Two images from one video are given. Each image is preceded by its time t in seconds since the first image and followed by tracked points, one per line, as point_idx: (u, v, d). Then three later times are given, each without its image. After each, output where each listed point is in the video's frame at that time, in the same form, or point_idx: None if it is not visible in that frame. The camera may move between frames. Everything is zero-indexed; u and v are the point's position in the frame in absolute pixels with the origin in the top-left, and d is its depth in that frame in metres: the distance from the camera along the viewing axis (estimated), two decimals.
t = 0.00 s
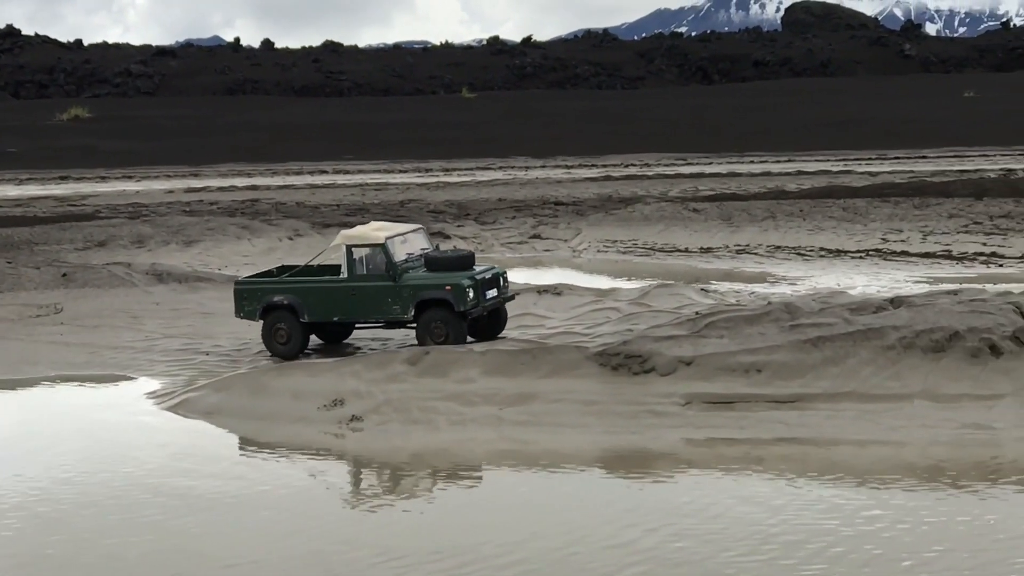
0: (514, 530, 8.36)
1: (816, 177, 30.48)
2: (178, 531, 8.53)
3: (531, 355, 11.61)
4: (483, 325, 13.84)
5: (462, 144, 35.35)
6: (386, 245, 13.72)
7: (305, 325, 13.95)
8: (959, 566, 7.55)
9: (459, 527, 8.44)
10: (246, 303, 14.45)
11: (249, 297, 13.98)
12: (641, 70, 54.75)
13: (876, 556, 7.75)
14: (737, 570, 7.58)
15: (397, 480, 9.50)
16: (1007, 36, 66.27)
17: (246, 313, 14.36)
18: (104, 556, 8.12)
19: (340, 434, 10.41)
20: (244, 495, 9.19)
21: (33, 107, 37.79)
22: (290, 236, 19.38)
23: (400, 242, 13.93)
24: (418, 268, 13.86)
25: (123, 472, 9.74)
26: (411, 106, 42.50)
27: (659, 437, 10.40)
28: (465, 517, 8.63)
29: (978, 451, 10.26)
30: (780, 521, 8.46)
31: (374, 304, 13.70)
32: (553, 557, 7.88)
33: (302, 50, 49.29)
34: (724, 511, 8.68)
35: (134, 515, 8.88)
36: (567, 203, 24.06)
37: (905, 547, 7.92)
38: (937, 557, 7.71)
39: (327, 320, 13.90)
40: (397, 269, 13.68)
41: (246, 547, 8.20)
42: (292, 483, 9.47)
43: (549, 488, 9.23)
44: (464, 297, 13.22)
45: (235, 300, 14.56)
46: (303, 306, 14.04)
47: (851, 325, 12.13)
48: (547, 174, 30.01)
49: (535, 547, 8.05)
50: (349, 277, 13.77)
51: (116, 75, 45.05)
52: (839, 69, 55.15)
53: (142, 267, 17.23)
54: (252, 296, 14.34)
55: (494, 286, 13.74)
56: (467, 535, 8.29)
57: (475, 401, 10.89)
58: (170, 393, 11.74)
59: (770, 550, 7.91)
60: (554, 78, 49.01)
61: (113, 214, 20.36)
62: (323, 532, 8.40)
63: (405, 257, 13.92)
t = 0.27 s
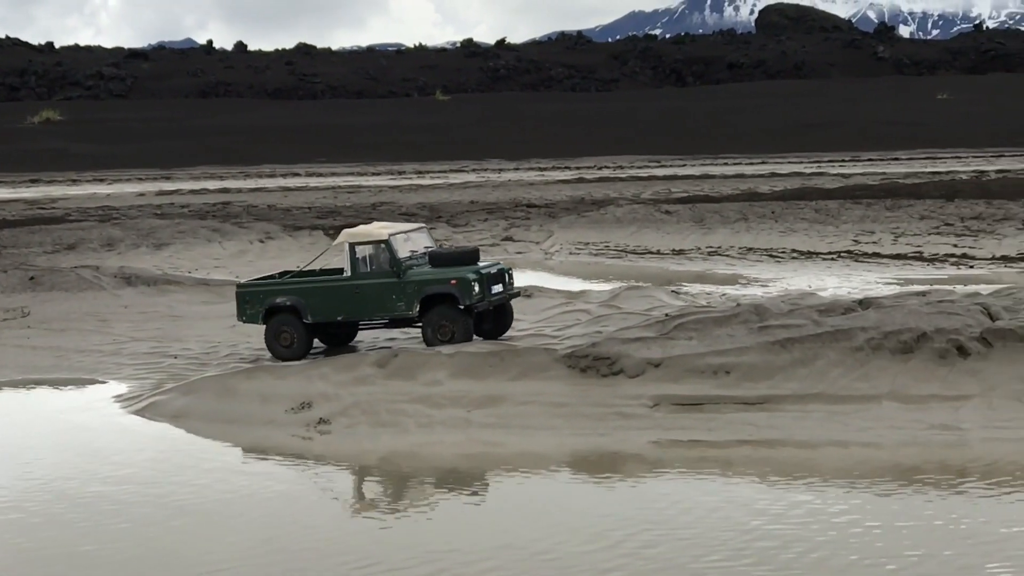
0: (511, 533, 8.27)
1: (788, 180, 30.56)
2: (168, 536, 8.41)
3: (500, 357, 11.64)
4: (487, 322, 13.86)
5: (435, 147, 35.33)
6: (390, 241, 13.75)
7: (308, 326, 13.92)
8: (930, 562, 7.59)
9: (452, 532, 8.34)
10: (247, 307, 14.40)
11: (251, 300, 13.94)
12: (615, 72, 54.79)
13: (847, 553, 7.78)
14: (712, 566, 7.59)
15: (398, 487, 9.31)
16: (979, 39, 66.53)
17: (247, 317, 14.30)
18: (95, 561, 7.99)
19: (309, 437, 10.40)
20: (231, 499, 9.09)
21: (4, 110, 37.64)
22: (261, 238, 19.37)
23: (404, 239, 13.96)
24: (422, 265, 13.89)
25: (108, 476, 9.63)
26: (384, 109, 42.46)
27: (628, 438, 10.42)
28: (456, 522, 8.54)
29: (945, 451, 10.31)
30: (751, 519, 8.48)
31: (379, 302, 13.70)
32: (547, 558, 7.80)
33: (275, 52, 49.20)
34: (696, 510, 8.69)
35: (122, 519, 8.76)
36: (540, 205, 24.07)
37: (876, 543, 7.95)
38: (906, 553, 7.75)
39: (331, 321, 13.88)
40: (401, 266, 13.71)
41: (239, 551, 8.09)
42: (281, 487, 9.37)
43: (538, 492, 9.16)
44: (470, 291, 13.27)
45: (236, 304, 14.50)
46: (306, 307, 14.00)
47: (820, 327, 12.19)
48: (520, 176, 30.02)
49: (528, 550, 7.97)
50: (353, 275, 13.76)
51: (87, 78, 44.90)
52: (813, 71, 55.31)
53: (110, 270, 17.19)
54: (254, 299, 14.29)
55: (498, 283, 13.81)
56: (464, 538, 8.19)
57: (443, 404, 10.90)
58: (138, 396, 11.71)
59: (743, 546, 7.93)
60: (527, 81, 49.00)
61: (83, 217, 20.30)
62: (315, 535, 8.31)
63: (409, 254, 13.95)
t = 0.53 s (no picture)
0: (504, 535, 8.18)
1: (763, 178, 30.62)
2: (152, 541, 8.31)
3: (470, 357, 11.65)
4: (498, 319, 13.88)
5: (411, 146, 35.30)
6: (396, 240, 13.73)
7: (316, 327, 13.87)
8: (900, 558, 7.59)
9: (447, 533, 8.25)
10: (253, 308, 14.34)
11: (257, 300, 13.88)
12: (591, 71, 54.82)
13: (817, 550, 7.78)
14: (685, 564, 7.57)
15: (408, 494, 9.14)
16: (953, 37, 66.73)
17: (253, 318, 14.23)
18: (79, 566, 7.88)
19: (278, 437, 10.37)
20: (215, 503, 8.99)
21: None
22: (234, 238, 19.34)
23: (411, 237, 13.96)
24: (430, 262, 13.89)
25: (89, 479, 9.53)
26: (360, 108, 42.42)
27: (599, 438, 10.41)
28: (451, 524, 8.44)
29: (915, 449, 10.34)
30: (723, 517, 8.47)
31: (388, 301, 13.67)
32: (536, 560, 7.73)
33: (249, 51, 49.14)
34: (668, 509, 8.68)
35: (105, 523, 8.65)
36: (514, 205, 24.06)
37: (847, 539, 7.95)
38: (874, 551, 7.75)
39: (339, 320, 13.82)
40: (409, 263, 13.71)
41: (227, 556, 7.98)
42: (266, 490, 9.28)
43: (531, 493, 9.07)
44: (480, 289, 13.28)
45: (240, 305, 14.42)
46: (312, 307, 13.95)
47: (791, 326, 12.23)
48: (494, 175, 29.99)
49: (520, 551, 7.89)
50: (361, 274, 13.73)
51: (60, 77, 44.75)
52: (789, 70, 55.41)
53: (81, 270, 17.15)
54: (259, 299, 14.22)
55: (506, 279, 13.84)
56: (454, 541, 8.10)
57: (412, 403, 10.89)
58: (107, 397, 11.67)
59: (714, 544, 7.92)
60: (503, 79, 48.97)
61: (54, 217, 20.24)
62: (304, 541, 8.20)
63: (416, 252, 13.95)
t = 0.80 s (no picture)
0: (495, 538, 8.10)
1: (742, 179, 30.65)
2: (135, 543, 8.25)
3: (445, 359, 11.66)
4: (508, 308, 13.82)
5: (391, 147, 35.26)
6: (404, 230, 13.83)
7: (324, 321, 13.81)
8: (872, 555, 7.61)
9: (438, 535, 8.18)
10: (260, 309, 14.29)
11: (265, 298, 13.84)
12: (570, 72, 54.83)
13: (789, 548, 7.79)
14: (658, 561, 7.57)
15: (420, 502, 8.98)
16: (932, 38, 66.88)
17: (260, 318, 14.20)
18: (61, 569, 7.81)
19: (251, 440, 10.35)
20: (199, 506, 8.93)
21: None
22: (210, 240, 19.32)
23: (419, 228, 14.04)
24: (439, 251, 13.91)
25: (76, 483, 9.48)
26: (339, 109, 42.37)
27: (574, 439, 10.41)
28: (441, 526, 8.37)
29: (888, 449, 10.36)
30: (696, 516, 8.48)
31: (397, 291, 13.63)
32: (520, 560, 7.69)
33: (228, 52, 49.05)
34: (642, 509, 8.69)
35: (87, 527, 8.59)
36: (492, 206, 24.06)
37: (819, 538, 7.97)
38: (847, 548, 7.76)
39: (347, 314, 13.77)
40: (416, 252, 13.71)
41: (213, 558, 7.91)
42: (261, 494, 9.20)
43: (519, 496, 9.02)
44: (490, 272, 13.25)
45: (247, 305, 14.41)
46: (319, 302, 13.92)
47: (765, 327, 12.27)
48: (472, 177, 29.97)
49: (506, 551, 7.83)
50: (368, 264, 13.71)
51: (37, 78, 44.60)
52: (768, 70, 55.48)
53: (55, 272, 17.10)
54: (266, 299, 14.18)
55: (516, 267, 13.80)
56: (454, 544, 8.02)
57: (385, 405, 10.89)
58: (80, 399, 11.64)
59: (687, 543, 7.92)
60: (482, 80, 48.93)
61: (30, 219, 20.18)
62: (290, 544, 8.13)
63: (424, 242, 14.02)
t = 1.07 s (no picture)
0: (475, 542, 8.06)
1: (715, 180, 30.72)
2: (112, 547, 8.21)
3: (414, 362, 11.67)
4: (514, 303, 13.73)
5: (365, 149, 35.24)
6: (408, 225, 13.69)
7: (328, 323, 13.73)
8: (838, 556, 7.65)
9: (417, 540, 8.16)
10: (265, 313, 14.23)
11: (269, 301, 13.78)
12: (544, 73, 54.87)
13: (756, 548, 7.82)
14: (626, 563, 7.59)
15: (427, 509, 8.87)
16: (906, 39, 67.10)
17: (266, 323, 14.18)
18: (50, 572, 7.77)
19: (219, 444, 10.33)
20: (187, 510, 8.89)
21: None
22: (181, 243, 19.29)
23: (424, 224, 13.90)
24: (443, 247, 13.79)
25: (61, 487, 9.42)
26: (313, 111, 42.34)
27: (542, 443, 10.42)
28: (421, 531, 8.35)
29: (857, 450, 10.40)
30: (664, 518, 8.52)
31: (402, 288, 13.55)
32: (506, 561, 7.68)
33: (201, 54, 48.98)
34: (622, 511, 8.69)
35: (74, 530, 8.54)
36: (464, 208, 24.13)
37: (786, 539, 8.00)
38: (817, 550, 7.79)
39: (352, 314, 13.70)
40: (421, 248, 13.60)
41: (207, 562, 7.86)
42: (253, 499, 9.15)
43: (497, 501, 9.01)
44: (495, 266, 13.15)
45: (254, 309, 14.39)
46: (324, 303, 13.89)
47: (735, 329, 12.31)
48: (446, 179, 29.95)
49: (481, 555, 7.82)
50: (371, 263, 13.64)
51: (9, 80, 44.46)
52: (743, 71, 55.60)
53: (24, 276, 17.05)
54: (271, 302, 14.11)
55: (520, 260, 13.71)
56: (450, 547, 7.98)
57: (354, 409, 10.89)
58: (47, 404, 11.61)
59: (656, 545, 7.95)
60: (456, 82, 48.91)
61: None
62: (269, 548, 8.09)
63: (429, 237, 13.89)
